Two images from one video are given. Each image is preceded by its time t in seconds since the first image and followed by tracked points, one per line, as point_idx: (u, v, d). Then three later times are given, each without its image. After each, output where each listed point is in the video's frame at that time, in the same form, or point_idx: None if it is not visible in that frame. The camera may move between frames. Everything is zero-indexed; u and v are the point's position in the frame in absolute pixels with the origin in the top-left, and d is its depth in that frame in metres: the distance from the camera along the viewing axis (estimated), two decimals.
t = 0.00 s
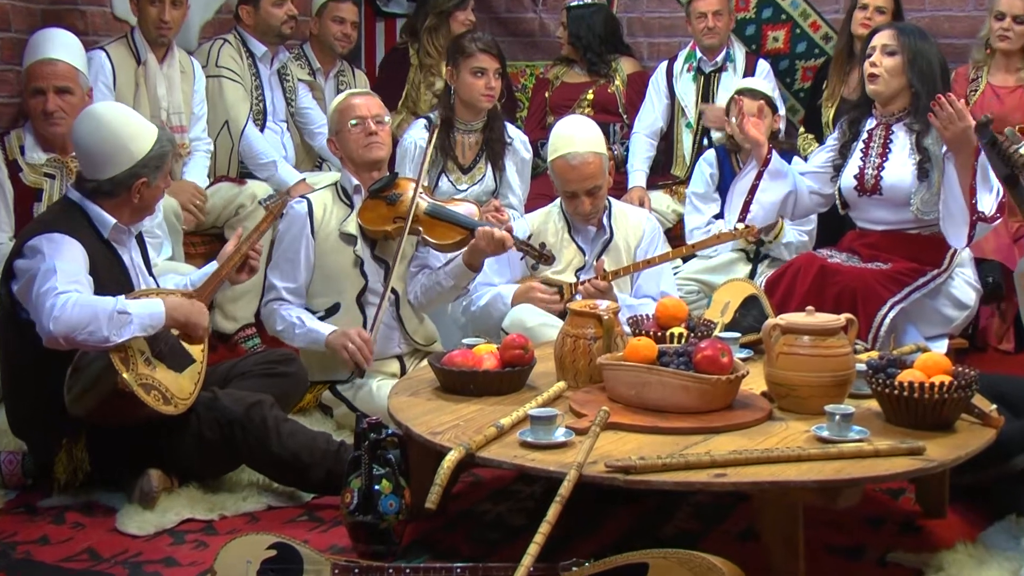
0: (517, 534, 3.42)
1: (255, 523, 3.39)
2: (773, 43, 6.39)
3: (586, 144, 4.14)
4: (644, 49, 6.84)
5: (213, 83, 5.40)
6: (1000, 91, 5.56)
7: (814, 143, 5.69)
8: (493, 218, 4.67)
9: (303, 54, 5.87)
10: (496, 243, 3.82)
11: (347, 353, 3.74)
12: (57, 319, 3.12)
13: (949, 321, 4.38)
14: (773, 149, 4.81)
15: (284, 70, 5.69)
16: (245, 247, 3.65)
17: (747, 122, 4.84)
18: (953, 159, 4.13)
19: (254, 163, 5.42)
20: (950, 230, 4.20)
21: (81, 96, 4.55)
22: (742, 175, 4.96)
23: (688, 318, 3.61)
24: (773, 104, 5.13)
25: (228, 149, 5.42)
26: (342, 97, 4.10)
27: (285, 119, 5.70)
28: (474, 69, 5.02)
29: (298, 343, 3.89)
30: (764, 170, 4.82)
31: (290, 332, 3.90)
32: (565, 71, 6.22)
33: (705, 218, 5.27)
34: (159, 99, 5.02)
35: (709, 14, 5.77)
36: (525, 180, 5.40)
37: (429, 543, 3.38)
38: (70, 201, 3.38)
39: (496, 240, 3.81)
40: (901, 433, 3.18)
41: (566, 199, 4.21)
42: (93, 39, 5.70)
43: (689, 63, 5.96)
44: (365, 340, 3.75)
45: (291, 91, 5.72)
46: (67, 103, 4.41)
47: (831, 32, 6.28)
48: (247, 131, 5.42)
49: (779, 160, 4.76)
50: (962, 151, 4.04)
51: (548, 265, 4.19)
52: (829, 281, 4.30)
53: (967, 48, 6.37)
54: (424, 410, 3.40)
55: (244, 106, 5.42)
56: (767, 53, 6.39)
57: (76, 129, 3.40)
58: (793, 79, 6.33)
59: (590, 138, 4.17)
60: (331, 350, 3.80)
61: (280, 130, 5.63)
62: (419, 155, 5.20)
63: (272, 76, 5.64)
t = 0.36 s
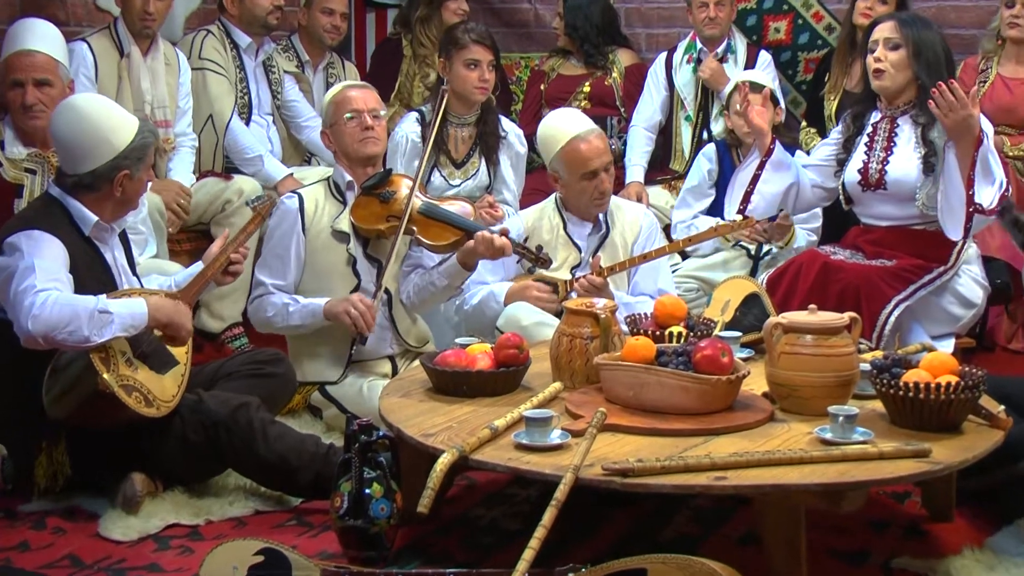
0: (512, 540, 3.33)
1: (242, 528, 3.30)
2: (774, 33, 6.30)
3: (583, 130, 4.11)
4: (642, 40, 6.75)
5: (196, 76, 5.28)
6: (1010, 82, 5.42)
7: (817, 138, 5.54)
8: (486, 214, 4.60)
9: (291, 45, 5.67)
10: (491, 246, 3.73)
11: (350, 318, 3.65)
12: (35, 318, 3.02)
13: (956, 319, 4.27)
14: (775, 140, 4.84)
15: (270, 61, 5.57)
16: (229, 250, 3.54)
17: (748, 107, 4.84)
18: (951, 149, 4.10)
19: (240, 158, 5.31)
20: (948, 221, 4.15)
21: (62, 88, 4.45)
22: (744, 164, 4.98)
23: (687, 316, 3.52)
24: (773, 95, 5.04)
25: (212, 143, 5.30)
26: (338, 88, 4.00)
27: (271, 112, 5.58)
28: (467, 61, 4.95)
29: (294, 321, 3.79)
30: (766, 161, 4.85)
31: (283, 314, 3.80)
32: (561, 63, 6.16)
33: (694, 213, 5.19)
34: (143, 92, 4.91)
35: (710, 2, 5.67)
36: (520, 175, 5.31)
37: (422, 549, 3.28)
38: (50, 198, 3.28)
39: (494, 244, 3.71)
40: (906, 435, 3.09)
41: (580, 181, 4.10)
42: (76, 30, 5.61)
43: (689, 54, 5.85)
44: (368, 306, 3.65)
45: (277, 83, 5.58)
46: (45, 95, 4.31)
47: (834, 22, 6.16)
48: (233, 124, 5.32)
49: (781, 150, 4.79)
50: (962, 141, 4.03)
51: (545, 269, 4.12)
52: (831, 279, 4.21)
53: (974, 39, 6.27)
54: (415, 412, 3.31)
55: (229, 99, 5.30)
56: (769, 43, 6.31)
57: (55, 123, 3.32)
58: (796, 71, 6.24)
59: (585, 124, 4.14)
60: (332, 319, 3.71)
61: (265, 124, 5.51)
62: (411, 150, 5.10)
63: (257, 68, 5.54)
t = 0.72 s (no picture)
0: (506, 545, 3.24)
1: (229, 533, 3.20)
2: (777, 24, 6.15)
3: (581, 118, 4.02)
4: (639, 31, 6.62)
5: (181, 68, 5.15)
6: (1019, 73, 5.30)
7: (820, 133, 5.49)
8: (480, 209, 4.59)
9: (279, 36, 5.59)
10: (487, 254, 3.62)
11: (361, 306, 3.56)
12: (19, 314, 2.93)
13: (963, 318, 4.19)
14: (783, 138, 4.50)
15: (258, 53, 5.43)
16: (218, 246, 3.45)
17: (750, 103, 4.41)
18: (942, 154, 3.98)
19: (226, 153, 5.20)
20: (941, 223, 4.06)
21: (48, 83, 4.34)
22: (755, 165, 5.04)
23: (687, 314, 3.43)
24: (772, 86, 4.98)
25: (197, 138, 5.17)
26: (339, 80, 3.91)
27: (258, 107, 5.46)
28: (461, 54, 4.86)
29: (296, 315, 3.67)
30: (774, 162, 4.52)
31: (283, 308, 3.69)
32: (558, 55, 6.06)
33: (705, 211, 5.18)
34: (122, 87, 4.77)
35: None
36: (514, 170, 5.21)
37: (413, 555, 3.20)
38: (30, 195, 3.17)
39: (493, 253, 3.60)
40: (911, 437, 3.01)
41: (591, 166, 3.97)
42: (56, 21, 5.52)
43: (689, 45, 5.75)
44: (377, 290, 3.56)
45: (265, 77, 5.45)
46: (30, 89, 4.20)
47: (837, 13, 6.07)
48: (219, 119, 5.19)
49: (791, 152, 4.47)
50: (954, 150, 3.88)
51: (542, 273, 3.98)
52: (834, 277, 4.13)
53: (982, 29, 6.15)
54: (407, 414, 3.22)
55: (215, 93, 5.16)
56: (771, 35, 6.16)
57: (29, 118, 3.23)
58: (798, 64, 6.12)
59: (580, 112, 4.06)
60: (338, 308, 3.61)
61: (253, 118, 5.40)
62: (404, 145, 5.01)
63: (245, 61, 5.40)
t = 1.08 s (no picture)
0: (498, 550, 3.15)
1: (212, 538, 3.11)
2: (776, 15, 5.89)
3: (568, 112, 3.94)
4: (634, 22, 6.45)
5: (167, 59, 5.02)
6: None
7: (820, 126, 5.43)
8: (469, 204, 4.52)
9: (263, 27, 5.48)
10: (484, 258, 3.49)
11: (329, 338, 3.39)
12: None
13: (968, 317, 4.10)
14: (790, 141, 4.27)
15: (246, 45, 5.33)
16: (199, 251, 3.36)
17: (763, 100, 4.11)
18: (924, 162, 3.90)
19: (212, 146, 5.08)
20: (918, 229, 3.99)
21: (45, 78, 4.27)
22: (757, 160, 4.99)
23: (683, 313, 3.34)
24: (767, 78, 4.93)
25: (184, 129, 5.06)
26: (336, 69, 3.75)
27: (245, 100, 5.35)
28: (450, 45, 4.81)
29: (269, 333, 3.57)
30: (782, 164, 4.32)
31: (259, 322, 3.58)
32: (550, 47, 5.99)
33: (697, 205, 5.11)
34: (105, 81, 4.67)
35: None
36: (506, 165, 5.11)
37: (402, 561, 3.10)
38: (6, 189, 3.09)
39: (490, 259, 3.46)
40: (914, 439, 2.93)
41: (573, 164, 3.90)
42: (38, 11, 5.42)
43: (687, 37, 5.65)
44: (348, 324, 3.39)
45: (253, 70, 5.35)
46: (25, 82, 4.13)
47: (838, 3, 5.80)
48: (206, 111, 5.07)
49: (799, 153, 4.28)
50: (934, 158, 3.80)
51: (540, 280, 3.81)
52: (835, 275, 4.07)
53: (988, 20, 5.97)
54: (396, 415, 3.13)
55: (202, 85, 5.04)
56: (770, 26, 5.89)
57: None
58: (798, 55, 5.87)
59: (567, 106, 3.97)
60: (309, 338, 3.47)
61: (239, 112, 5.28)
62: (393, 140, 4.94)
63: (233, 53, 5.30)
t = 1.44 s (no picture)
0: (488, 557, 3.06)
1: (193, 545, 3.02)
2: (773, 5, 5.81)
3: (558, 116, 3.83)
4: (629, 13, 6.36)
5: (144, 51, 4.93)
6: None
7: (820, 120, 5.32)
8: (459, 202, 4.45)
9: (246, 17, 5.31)
10: (474, 267, 3.37)
11: (316, 340, 3.32)
12: None
13: (971, 316, 4.02)
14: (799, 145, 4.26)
15: (225, 36, 5.24)
16: (182, 241, 3.29)
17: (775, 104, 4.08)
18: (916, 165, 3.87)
19: (192, 140, 4.98)
20: (915, 232, 3.93)
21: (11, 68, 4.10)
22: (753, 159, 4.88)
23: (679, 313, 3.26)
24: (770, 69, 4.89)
25: (163, 122, 4.98)
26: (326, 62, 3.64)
27: (225, 93, 5.25)
28: (439, 37, 4.71)
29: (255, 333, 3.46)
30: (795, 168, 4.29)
31: (245, 321, 3.47)
32: (541, 39, 5.87)
33: (695, 203, 5.04)
34: (82, 75, 4.55)
35: None
36: (496, 159, 5.03)
37: (389, 568, 3.01)
38: None
39: (482, 269, 3.35)
40: (915, 442, 2.85)
41: (547, 176, 3.84)
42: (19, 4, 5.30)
43: (682, 29, 5.57)
44: (338, 325, 3.31)
45: (232, 61, 5.24)
46: None
47: None
48: (185, 105, 4.97)
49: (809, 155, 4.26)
50: (923, 163, 3.75)
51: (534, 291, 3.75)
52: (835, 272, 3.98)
53: (991, 11, 5.85)
54: (384, 418, 3.04)
55: (180, 77, 4.96)
56: (767, 16, 5.83)
57: None
58: (796, 47, 5.79)
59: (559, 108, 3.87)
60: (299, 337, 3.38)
61: (219, 105, 5.20)
62: (380, 134, 4.81)
63: (211, 44, 5.21)
